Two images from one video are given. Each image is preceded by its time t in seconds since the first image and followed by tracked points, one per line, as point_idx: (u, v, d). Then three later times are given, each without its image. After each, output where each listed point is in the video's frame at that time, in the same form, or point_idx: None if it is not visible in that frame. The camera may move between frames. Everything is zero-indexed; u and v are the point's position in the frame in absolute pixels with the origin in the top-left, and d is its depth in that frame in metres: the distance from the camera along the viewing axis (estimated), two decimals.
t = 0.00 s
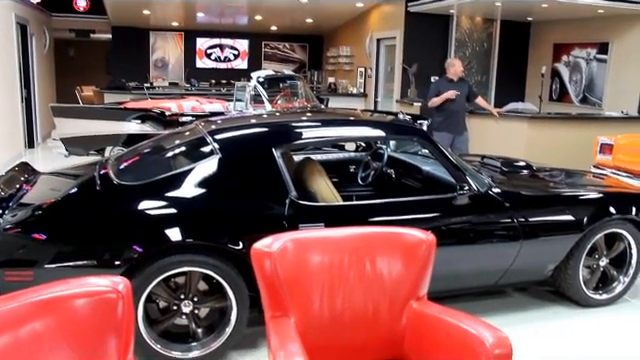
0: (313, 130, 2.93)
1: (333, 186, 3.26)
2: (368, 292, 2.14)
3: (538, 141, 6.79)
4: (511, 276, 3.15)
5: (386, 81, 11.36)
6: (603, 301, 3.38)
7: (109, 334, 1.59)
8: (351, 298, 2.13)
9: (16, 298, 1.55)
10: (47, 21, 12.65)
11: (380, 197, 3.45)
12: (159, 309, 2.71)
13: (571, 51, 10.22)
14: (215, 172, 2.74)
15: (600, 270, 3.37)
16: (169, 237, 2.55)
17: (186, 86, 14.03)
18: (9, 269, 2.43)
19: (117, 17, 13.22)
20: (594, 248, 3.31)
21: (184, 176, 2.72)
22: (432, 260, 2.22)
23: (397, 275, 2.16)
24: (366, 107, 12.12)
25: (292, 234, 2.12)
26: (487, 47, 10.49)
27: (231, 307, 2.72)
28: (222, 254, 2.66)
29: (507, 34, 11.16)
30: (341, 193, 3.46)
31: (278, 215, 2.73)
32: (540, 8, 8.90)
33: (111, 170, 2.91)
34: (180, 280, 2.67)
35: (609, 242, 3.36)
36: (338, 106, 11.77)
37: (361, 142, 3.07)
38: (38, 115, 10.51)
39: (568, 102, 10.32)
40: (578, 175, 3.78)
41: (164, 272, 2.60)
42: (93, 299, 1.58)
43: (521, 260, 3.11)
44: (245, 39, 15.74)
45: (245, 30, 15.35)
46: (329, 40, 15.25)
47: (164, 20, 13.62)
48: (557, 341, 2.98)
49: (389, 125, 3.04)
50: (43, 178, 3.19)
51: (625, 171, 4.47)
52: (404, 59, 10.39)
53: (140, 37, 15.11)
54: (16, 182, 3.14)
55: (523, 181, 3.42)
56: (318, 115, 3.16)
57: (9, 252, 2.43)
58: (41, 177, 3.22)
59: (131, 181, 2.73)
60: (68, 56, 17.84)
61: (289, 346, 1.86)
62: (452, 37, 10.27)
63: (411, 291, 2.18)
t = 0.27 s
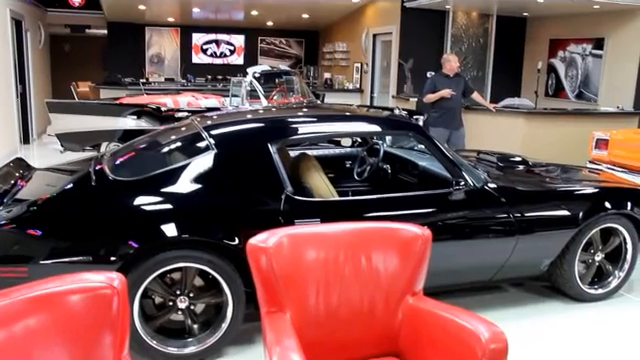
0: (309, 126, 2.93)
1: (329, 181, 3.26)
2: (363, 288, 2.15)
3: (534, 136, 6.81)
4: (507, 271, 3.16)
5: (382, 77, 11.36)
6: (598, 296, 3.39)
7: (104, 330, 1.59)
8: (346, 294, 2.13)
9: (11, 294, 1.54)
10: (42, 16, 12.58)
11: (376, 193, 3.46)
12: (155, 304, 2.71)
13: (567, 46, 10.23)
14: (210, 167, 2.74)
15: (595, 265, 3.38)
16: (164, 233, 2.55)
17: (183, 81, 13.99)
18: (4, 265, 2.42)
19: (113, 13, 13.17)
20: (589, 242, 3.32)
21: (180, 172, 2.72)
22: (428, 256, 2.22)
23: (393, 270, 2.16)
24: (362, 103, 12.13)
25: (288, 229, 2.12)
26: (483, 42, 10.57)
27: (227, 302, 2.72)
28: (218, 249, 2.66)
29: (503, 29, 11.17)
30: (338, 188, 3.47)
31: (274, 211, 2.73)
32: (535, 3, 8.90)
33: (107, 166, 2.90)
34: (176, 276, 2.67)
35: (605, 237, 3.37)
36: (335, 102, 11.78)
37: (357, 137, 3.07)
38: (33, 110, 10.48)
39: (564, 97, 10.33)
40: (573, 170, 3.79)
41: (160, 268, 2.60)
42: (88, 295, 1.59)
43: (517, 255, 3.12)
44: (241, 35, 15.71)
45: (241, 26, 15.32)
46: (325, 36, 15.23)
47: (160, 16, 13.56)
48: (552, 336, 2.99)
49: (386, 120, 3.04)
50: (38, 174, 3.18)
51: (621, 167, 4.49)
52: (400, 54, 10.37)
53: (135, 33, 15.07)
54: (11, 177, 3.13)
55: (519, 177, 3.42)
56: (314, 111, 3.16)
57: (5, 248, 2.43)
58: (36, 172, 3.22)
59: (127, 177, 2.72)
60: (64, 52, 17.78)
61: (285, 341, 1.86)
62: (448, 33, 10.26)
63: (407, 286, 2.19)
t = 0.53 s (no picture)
0: (304, 124, 2.93)
1: (325, 180, 3.26)
2: (359, 286, 2.15)
3: (529, 134, 6.82)
4: (503, 269, 3.17)
5: (377, 75, 11.36)
6: (594, 293, 3.40)
7: (99, 330, 1.59)
8: (342, 292, 2.13)
9: (5, 294, 1.54)
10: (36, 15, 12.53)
11: (372, 191, 3.45)
12: (151, 304, 2.71)
13: (562, 44, 10.24)
14: (206, 166, 2.73)
15: (591, 262, 3.39)
16: (160, 231, 2.54)
17: (178, 80, 13.96)
18: None
19: (108, 11, 13.13)
20: (585, 240, 3.33)
21: (176, 170, 2.71)
22: (423, 254, 2.22)
23: (388, 268, 2.16)
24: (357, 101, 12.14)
25: (283, 228, 2.11)
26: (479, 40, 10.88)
27: (223, 301, 2.72)
28: (213, 248, 2.66)
29: (499, 27, 11.18)
30: (333, 187, 3.47)
31: (269, 209, 2.73)
32: (530, 1, 8.91)
33: (102, 165, 2.89)
34: (172, 274, 2.66)
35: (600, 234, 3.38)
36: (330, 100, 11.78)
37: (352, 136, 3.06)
38: (28, 109, 10.45)
39: (560, 95, 10.35)
40: (569, 167, 3.79)
41: (156, 267, 2.59)
42: (83, 294, 1.58)
43: (512, 252, 3.13)
44: (236, 33, 15.68)
45: (236, 24, 15.29)
46: (321, 34, 15.21)
47: (155, 14, 13.52)
48: (548, 333, 3.00)
49: (381, 118, 3.04)
50: (33, 173, 3.17)
51: (617, 164, 4.50)
52: (395, 52, 10.36)
53: (130, 31, 15.03)
54: (6, 177, 3.12)
55: (514, 174, 3.43)
56: (310, 109, 3.16)
57: None
58: (31, 172, 3.21)
59: (122, 176, 2.72)
60: (59, 51, 17.72)
61: (281, 340, 1.86)
62: (443, 31, 10.27)
63: (403, 284, 2.19)
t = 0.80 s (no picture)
0: (299, 124, 2.92)
1: (320, 180, 3.26)
2: (355, 286, 2.15)
3: (524, 133, 6.83)
4: (499, 267, 3.17)
5: (372, 75, 11.37)
6: (589, 290, 3.41)
7: (94, 332, 1.59)
8: (338, 292, 2.13)
9: None
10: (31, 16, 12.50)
11: (367, 190, 3.44)
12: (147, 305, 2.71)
13: (557, 43, 10.25)
14: (201, 167, 2.73)
15: (587, 260, 3.40)
16: (155, 233, 2.54)
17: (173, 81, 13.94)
18: None
19: (102, 12, 13.11)
20: (581, 238, 3.34)
21: (171, 171, 2.71)
22: (419, 253, 2.22)
23: (384, 268, 2.16)
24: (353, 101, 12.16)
25: (278, 228, 2.11)
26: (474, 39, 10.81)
27: (219, 302, 2.71)
28: (209, 249, 2.65)
29: (493, 26, 11.20)
30: (329, 187, 3.45)
31: (265, 210, 2.73)
32: None
33: (97, 166, 2.88)
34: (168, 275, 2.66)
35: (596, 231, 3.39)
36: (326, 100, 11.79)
37: (348, 135, 3.06)
38: (23, 111, 10.42)
39: (555, 94, 10.38)
40: (564, 166, 3.80)
41: (151, 268, 2.58)
42: (77, 296, 1.58)
43: (508, 251, 3.13)
44: (232, 34, 15.67)
45: (231, 24, 15.28)
46: (316, 34, 15.22)
47: (149, 15, 13.50)
48: (545, 331, 3.00)
49: (376, 118, 3.04)
50: (28, 175, 3.16)
51: (612, 162, 4.52)
52: (390, 52, 10.37)
53: (125, 32, 15.01)
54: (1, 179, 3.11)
55: (509, 173, 3.43)
56: (305, 109, 3.15)
57: None
58: (26, 174, 3.20)
59: (117, 177, 2.71)
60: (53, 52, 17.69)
61: (277, 340, 1.86)
62: (438, 30, 10.28)
63: (399, 284, 2.19)
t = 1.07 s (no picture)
0: (293, 126, 2.92)
1: (314, 182, 3.26)
2: (349, 288, 2.15)
3: (518, 133, 6.85)
4: (494, 268, 3.18)
5: (366, 77, 11.38)
6: (584, 291, 3.42)
7: (88, 336, 1.58)
8: (332, 294, 2.13)
9: None
10: (23, 20, 12.47)
11: (361, 193, 3.44)
12: (141, 309, 2.70)
13: (550, 44, 10.29)
14: (195, 170, 2.73)
15: (581, 260, 3.41)
16: (149, 236, 2.53)
17: (167, 84, 13.91)
18: None
19: (96, 16, 13.09)
20: (575, 238, 3.35)
21: (165, 175, 2.70)
22: (413, 255, 2.23)
23: (378, 269, 2.17)
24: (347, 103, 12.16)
25: (272, 230, 2.11)
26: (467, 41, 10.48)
27: (214, 305, 2.71)
28: (203, 252, 2.65)
29: (486, 27, 11.23)
30: (323, 189, 3.47)
31: (259, 212, 2.73)
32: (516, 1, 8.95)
33: (91, 170, 2.88)
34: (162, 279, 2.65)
35: (590, 231, 3.40)
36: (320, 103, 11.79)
37: (341, 137, 3.07)
38: (16, 115, 10.39)
39: (548, 95, 10.42)
40: (558, 166, 3.81)
41: (146, 272, 2.58)
42: (70, 300, 1.57)
43: (503, 252, 3.14)
44: (225, 37, 15.67)
45: (225, 27, 15.28)
46: (310, 36, 15.23)
47: (143, 18, 13.48)
48: (540, 331, 3.00)
49: (370, 120, 3.04)
50: (22, 179, 3.15)
51: (605, 162, 4.53)
52: (384, 54, 10.39)
53: (119, 35, 14.99)
54: None
55: (504, 174, 3.44)
56: (299, 111, 3.15)
57: None
58: (19, 178, 3.19)
59: (111, 180, 2.71)
60: (47, 56, 17.65)
61: (271, 343, 1.85)
62: (432, 32, 10.29)
63: (393, 286, 2.19)
